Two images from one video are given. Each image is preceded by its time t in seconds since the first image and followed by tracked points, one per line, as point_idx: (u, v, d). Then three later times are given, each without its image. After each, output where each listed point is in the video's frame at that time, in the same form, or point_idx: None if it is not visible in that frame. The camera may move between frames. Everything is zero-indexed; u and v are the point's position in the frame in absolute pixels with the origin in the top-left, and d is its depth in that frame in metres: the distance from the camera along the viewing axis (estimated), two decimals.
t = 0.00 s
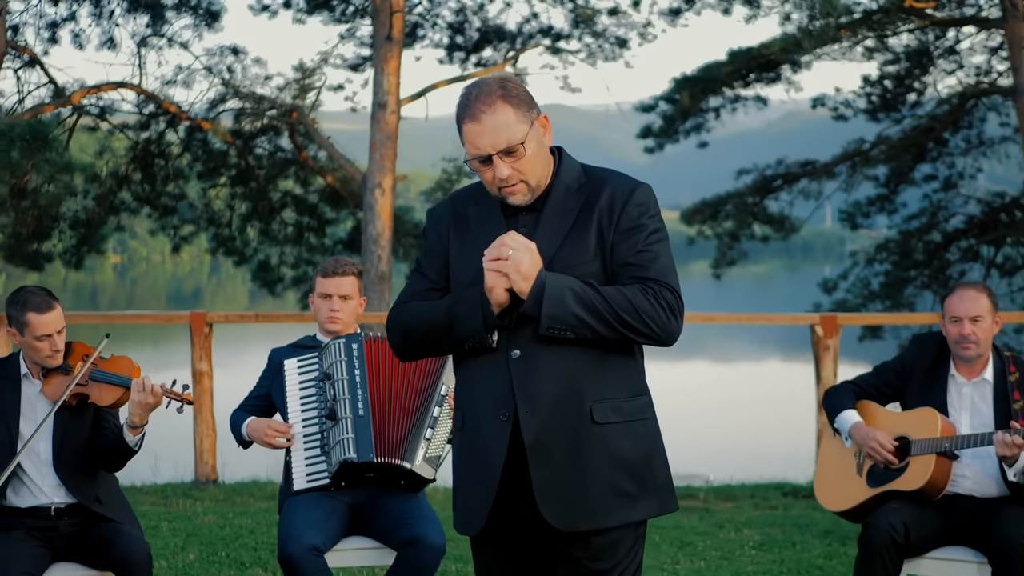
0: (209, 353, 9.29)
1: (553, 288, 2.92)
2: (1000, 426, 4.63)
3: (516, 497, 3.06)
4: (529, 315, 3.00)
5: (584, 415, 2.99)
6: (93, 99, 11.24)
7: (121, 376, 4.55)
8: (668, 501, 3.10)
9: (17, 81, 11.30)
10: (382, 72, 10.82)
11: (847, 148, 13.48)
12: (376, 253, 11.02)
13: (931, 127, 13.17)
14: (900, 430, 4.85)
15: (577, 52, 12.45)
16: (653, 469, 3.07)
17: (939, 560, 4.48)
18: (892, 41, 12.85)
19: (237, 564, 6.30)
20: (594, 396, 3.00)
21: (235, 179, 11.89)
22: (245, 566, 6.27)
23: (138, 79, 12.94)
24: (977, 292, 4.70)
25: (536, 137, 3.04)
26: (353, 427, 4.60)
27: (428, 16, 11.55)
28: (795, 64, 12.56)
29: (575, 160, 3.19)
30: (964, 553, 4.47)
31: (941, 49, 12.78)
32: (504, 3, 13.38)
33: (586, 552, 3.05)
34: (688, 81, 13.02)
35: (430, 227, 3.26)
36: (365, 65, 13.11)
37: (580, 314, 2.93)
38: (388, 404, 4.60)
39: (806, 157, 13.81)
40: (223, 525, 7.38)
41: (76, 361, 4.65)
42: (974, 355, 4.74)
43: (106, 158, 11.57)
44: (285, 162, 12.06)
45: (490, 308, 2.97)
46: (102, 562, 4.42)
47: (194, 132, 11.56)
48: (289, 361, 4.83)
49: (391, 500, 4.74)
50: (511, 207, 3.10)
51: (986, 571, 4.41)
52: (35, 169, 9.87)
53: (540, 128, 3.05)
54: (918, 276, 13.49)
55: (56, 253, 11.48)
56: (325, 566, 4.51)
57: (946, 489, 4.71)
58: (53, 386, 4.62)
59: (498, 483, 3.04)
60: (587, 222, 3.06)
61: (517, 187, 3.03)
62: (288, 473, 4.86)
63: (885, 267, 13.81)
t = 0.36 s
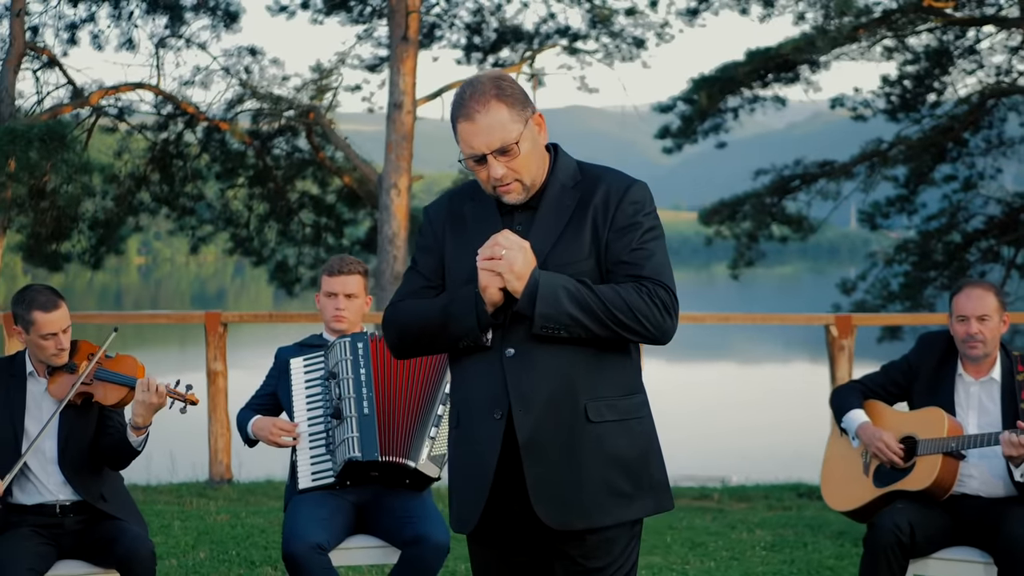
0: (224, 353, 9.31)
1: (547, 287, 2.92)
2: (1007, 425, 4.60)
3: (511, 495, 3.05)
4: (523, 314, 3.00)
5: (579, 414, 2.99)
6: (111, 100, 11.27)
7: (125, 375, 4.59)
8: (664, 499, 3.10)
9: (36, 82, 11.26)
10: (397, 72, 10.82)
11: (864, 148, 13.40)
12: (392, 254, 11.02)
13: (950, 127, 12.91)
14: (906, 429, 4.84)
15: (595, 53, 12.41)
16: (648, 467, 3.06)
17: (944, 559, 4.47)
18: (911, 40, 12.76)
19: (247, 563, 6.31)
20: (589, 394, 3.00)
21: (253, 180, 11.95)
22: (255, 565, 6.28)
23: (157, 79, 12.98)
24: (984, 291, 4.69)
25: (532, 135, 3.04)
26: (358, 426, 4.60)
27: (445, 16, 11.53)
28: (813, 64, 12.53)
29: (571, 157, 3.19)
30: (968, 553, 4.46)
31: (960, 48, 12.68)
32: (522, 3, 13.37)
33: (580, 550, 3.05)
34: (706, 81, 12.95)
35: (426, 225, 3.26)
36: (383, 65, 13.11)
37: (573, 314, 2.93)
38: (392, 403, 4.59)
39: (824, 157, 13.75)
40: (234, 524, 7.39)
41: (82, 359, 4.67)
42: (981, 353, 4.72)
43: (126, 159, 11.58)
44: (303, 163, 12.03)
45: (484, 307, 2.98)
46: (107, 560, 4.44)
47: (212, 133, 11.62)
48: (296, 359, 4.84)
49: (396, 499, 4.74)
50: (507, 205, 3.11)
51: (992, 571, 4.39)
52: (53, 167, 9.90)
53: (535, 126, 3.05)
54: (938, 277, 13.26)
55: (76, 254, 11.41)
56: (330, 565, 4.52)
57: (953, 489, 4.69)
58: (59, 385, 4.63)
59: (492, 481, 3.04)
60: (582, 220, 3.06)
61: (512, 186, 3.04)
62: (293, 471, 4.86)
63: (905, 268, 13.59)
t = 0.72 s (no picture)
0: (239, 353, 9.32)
1: (540, 287, 2.93)
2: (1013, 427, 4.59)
3: (505, 495, 3.05)
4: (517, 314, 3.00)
5: (573, 414, 2.98)
6: (130, 102, 11.33)
7: (130, 376, 4.60)
8: (658, 500, 3.09)
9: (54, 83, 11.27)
10: (413, 72, 10.82)
11: (883, 149, 13.29)
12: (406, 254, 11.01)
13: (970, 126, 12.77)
14: (912, 430, 4.83)
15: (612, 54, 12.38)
16: (643, 468, 3.06)
17: (950, 562, 4.46)
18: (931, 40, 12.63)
19: (257, 563, 6.32)
20: (583, 394, 2.99)
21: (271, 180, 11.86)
22: (264, 565, 6.29)
23: (174, 80, 13.03)
24: (991, 292, 4.68)
25: (526, 135, 3.05)
26: (362, 425, 4.60)
27: (462, 17, 11.49)
28: (831, 64, 12.47)
29: (566, 157, 3.20)
30: (974, 555, 4.44)
31: (981, 48, 12.55)
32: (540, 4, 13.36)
33: (574, 550, 3.04)
34: (724, 81, 12.90)
35: (421, 224, 3.27)
36: (399, 66, 13.12)
37: (567, 314, 2.94)
38: (396, 403, 4.59)
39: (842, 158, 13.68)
40: (246, 524, 7.39)
41: (87, 360, 4.68)
42: (988, 354, 4.72)
43: (143, 160, 11.54)
44: (320, 163, 11.93)
45: (478, 307, 2.99)
46: (111, 559, 4.46)
47: (229, 134, 11.51)
48: (301, 359, 4.84)
49: (401, 498, 4.74)
50: (501, 204, 3.12)
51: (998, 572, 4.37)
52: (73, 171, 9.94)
53: (529, 126, 3.06)
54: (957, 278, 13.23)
55: (95, 254, 11.50)
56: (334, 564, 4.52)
57: (959, 490, 4.68)
58: (65, 384, 4.65)
59: (485, 481, 3.04)
60: (576, 220, 3.07)
61: (506, 185, 3.05)
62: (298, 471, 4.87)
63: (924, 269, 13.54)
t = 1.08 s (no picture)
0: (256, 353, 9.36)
1: (537, 290, 2.93)
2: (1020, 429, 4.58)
3: (501, 497, 3.05)
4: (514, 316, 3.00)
5: (569, 416, 2.98)
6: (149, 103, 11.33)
7: (137, 379, 4.63)
8: (655, 502, 3.08)
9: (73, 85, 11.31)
10: (431, 74, 10.83)
11: (903, 149, 13.17)
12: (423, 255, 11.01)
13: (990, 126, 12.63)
14: (920, 432, 4.83)
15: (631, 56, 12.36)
16: (640, 471, 3.06)
17: (957, 565, 4.46)
18: (951, 39, 12.51)
19: (268, 563, 6.34)
20: (579, 396, 3.00)
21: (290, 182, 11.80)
22: (276, 565, 6.31)
23: (193, 81, 13.08)
24: (999, 294, 4.70)
25: (523, 137, 3.05)
26: (368, 427, 4.60)
27: (480, 18, 11.46)
28: (850, 63, 12.36)
29: (564, 158, 3.20)
30: (982, 558, 4.44)
31: (1001, 48, 12.41)
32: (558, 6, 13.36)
33: (571, 552, 3.04)
34: (743, 82, 12.85)
35: (419, 226, 3.27)
36: (418, 67, 13.12)
37: (563, 316, 2.94)
38: (404, 405, 4.59)
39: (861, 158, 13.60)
40: (260, 525, 7.41)
41: (95, 361, 4.72)
42: (996, 356, 4.73)
43: (163, 161, 11.52)
44: (339, 164, 11.85)
45: (474, 309, 2.99)
46: (119, 559, 4.48)
47: (248, 135, 11.51)
48: (309, 360, 4.84)
49: (407, 499, 4.76)
50: (498, 206, 3.12)
51: None
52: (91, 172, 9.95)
53: (526, 128, 3.07)
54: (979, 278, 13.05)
55: (114, 255, 11.42)
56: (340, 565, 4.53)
57: (966, 493, 4.69)
58: (73, 387, 4.68)
59: (481, 483, 3.04)
60: (573, 222, 3.07)
61: (502, 187, 3.06)
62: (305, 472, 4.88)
63: (945, 270, 13.38)
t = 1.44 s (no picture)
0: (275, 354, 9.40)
1: (538, 295, 2.93)
2: None
3: (503, 502, 3.07)
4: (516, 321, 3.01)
5: (571, 421, 2.99)
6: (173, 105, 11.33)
7: (149, 381, 4.65)
8: (657, 506, 3.10)
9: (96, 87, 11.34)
10: (450, 75, 10.81)
11: (926, 151, 13.02)
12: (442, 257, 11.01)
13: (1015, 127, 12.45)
14: (933, 436, 4.83)
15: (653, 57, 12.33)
16: (642, 475, 3.07)
17: (969, 569, 4.45)
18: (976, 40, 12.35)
19: (285, 564, 6.37)
20: (581, 402, 3.00)
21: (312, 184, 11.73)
22: (292, 566, 6.34)
23: (216, 83, 13.14)
24: (1012, 297, 4.70)
25: (526, 142, 3.06)
26: (380, 430, 4.61)
27: (502, 20, 11.36)
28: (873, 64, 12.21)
29: (567, 163, 3.22)
30: (994, 563, 4.42)
31: None
32: (580, 7, 13.34)
33: (573, 557, 3.06)
34: (765, 83, 12.70)
35: (423, 230, 3.29)
36: (439, 69, 13.13)
37: (565, 322, 2.94)
38: (416, 407, 4.60)
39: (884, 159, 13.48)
40: (279, 526, 7.44)
41: (109, 364, 4.75)
42: (1009, 360, 4.73)
43: (186, 162, 11.54)
44: (361, 166, 11.80)
45: (477, 314, 3.00)
46: (130, 561, 4.49)
47: (271, 137, 11.50)
48: (321, 363, 4.86)
49: (419, 502, 4.77)
50: (502, 211, 3.13)
51: None
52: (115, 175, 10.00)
53: (529, 132, 3.07)
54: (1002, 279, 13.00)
55: (137, 257, 11.37)
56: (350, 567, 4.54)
57: (979, 497, 4.68)
58: (86, 388, 4.70)
59: (484, 487, 3.05)
60: (576, 227, 3.09)
61: (505, 192, 3.06)
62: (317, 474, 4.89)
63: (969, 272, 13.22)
